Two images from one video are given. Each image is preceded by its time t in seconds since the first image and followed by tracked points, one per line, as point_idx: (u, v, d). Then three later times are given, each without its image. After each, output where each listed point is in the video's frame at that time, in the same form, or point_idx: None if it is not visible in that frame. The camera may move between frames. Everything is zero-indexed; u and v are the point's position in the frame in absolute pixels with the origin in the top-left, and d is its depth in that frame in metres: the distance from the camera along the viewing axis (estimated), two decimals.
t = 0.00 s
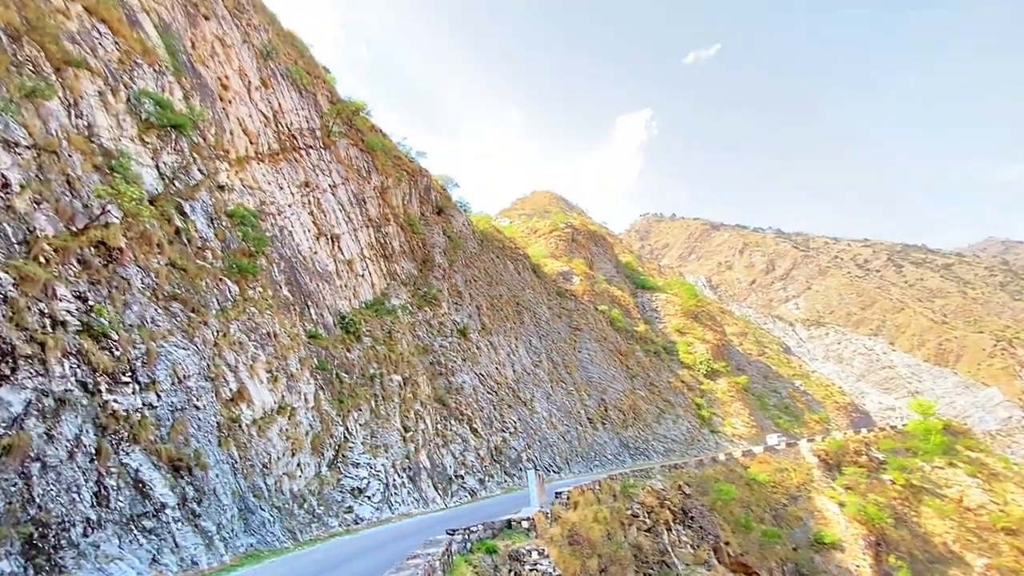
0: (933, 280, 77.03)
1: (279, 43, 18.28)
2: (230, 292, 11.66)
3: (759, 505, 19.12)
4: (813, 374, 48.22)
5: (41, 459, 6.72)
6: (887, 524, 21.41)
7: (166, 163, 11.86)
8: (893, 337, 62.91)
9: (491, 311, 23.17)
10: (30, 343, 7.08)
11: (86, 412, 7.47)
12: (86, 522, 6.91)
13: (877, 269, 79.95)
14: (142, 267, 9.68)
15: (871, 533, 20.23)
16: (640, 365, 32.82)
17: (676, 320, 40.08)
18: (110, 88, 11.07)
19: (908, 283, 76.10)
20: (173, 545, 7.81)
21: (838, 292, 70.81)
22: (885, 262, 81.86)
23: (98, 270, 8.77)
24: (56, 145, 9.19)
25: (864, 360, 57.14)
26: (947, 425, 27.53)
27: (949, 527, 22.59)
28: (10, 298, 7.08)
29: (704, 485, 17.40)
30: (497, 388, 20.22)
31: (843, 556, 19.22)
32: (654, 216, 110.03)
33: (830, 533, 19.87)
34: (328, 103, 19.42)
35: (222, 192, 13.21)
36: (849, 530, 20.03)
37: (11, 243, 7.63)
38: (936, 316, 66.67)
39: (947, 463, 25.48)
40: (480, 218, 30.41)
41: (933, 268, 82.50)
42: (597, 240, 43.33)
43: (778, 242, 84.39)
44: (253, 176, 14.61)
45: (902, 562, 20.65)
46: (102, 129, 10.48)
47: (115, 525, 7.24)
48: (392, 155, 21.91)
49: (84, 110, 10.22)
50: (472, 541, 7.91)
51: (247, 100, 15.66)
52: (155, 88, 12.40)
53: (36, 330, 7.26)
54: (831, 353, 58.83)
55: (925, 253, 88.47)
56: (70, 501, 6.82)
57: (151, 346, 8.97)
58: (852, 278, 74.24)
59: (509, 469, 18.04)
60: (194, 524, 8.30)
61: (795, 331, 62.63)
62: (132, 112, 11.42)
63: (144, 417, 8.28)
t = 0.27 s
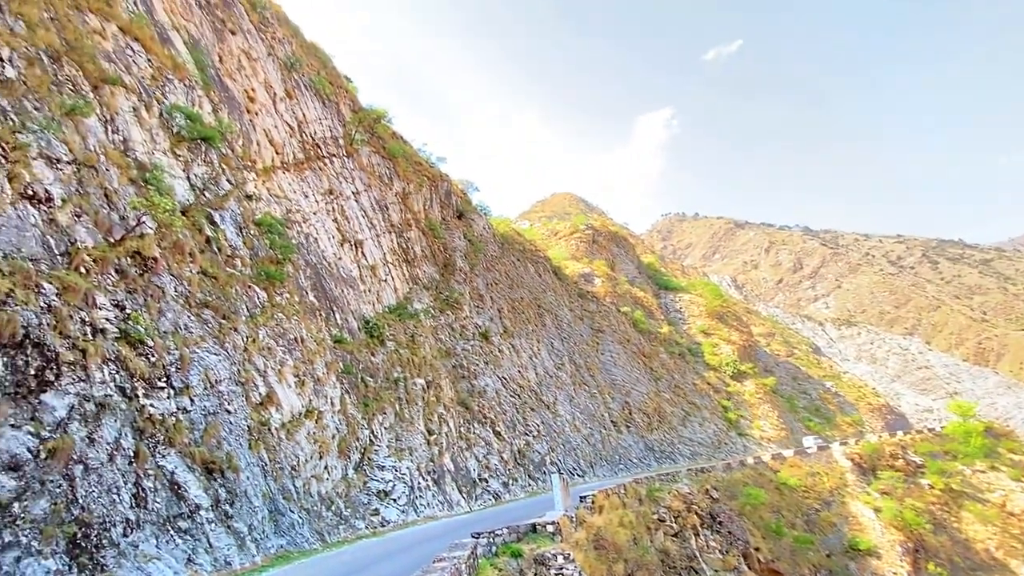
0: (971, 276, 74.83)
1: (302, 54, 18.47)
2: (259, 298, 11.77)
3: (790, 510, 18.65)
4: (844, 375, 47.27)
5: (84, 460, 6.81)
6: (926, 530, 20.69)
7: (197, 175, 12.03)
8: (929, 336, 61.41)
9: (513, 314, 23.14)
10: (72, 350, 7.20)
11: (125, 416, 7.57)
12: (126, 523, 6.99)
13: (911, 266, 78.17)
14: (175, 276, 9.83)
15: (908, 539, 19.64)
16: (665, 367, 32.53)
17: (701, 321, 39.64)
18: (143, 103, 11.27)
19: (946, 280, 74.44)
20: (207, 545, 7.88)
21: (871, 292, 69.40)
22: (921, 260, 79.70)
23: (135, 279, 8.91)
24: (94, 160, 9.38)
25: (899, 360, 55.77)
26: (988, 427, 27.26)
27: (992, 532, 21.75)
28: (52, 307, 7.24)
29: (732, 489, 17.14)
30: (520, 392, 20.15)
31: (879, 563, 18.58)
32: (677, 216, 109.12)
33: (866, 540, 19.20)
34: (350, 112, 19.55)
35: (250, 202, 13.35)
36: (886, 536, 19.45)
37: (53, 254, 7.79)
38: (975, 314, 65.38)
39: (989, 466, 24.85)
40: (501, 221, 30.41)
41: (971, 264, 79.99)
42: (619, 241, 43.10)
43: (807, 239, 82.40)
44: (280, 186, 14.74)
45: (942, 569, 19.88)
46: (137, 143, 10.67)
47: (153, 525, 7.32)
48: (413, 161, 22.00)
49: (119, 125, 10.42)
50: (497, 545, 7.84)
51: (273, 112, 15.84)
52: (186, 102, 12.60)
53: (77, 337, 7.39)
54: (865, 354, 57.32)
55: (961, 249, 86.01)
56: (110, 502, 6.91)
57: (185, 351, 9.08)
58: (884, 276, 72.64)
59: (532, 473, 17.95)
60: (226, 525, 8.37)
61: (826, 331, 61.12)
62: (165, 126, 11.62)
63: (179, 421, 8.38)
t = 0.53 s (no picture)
0: (1001, 271, 72.76)
1: (319, 58, 18.56)
2: (278, 299, 11.84)
3: (812, 510, 18.39)
4: (868, 373, 46.59)
5: (113, 457, 6.88)
6: (953, 531, 20.23)
7: (218, 178, 12.12)
8: (957, 333, 60.13)
9: (529, 313, 23.12)
10: (101, 351, 7.29)
11: (151, 414, 7.63)
12: (153, 518, 7.07)
13: (937, 261, 76.76)
14: (198, 277, 9.92)
15: (935, 541, 19.28)
16: (682, 366, 32.33)
17: (719, 319, 39.31)
18: (166, 108, 11.39)
19: (975, 275, 72.71)
20: (231, 541, 7.93)
21: (895, 287, 67.74)
22: (948, 255, 78.08)
23: (159, 281, 9.00)
24: (119, 164, 9.49)
25: (926, 358, 54.91)
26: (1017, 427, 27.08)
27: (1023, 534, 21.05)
28: (81, 309, 7.33)
29: (751, 489, 16.98)
30: (536, 390, 20.12)
31: (904, 564, 18.20)
32: (694, 213, 108.32)
33: (890, 542, 18.87)
34: (366, 114, 19.60)
35: (269, 204, 13.44)
36: (912, 538, 19.18)
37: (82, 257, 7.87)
38: (1005, 309, 63.35)
39: (1019, 467, 24.47)
40: (516, 220, 30.40)
41: (1002, 258, 77.03)
42: (634, 239, 42.92)
43: (828, 235, 81.05)
44: (298, 188, 14.81)
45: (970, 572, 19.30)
46: (160, 148, 10.77)
47: (179, 521, 7.38)
48: (428, 161, 22.05)
49: (143, 131, 10.53)
50: (514, 543, 7.79)
51: (290, 115, 15.92)
52: (206, 107, 12.71)
53: (105, 338, 7.47)
54: (890, 353, 56.58)
55: (989, 243, 84.05)
56: (138, 498, 6.98)
57: (207, 351, 9.16)
58: (909, 272, 71.28)
59: (549, 472, 17.91)
60: (249, 521, 8.42)
61: (848, 329, 60.27)
62: (186, 131, 11.73)
63: (202, 420, 8.44)
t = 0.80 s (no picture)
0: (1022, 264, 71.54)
1: (329, 53, 18.55)
2: (290, 293, 11.88)
3: (825, 506, 18.30)
4: (883, 368, 46.20)
5: (131, 449, 6.96)
6: (968, 528, 20.08)
7: (230, 174, 12.17)
8: (974, 328, 59.40)
9: (539, 308, 23.12)
10: (118, 344, 7.36)
11: (168, 406, 7.71)
12: (171, 508, 7.14)
13: (954, 254, 75.83)
14: (211, 272, 9.97)
15: (950, 538, 19.25)
16: (693, 360, 32.23)
17: (731, 313, 39.10)
18: (179, 105, 11.45)
19: (995, 268, 71.67)
20: (246, 531, 8.01)
21: (913, 281, 67.01)
22: (966, 248, 77.09)
23: (174, 275, 9.06)
24: (134, 161, 9.55)
25: (942, 353, 54.43)
26: None
27: None
28: (99, 303, 7.40)
29: (763, 484, 16.93)
30: (546, 385, 20.14)
31: (919, 561, 18.18)
32: (705, 206, 107.60)
33: (904, 538, 18.76)
34: (375, 108, 19.59)
35: (281, 199, 13.49)
36: (926, 535, 19.08)
37: (99, 253, 7.94)
38: None
39: None
40: (525, 214, 30.35)
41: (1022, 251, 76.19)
42: (645, 233, 42.74)
43: (841, 228, 80.40)
44: (309, 183, 14.85)
45: (986, 569, 19.26)
46: (173, 145, 10.83)
47: (196, 511, 7.46)
48: (438, 156, 22.03)
49: (157, 127, 10.59)
50: (524, 536, 7.80)
51: (301, 111, 15.95)
52: (218, 103, 12.76)
53: (122, 331, 7.54)
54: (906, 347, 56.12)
55: (1008, 236, 82.83)
56: (156, 488, 7.06)
57: (221, 344, 9.22)
58: (926, 265, 70.46)
59: (559, 465, 17.94)
60: (263, 512, 8.49)
61: (863, 323, 59.77)
62: (199, 127, 11.77)
63: (217, 412, 8.51)
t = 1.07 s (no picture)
0: None
1: (333, 39, 18.46)
2: (297, 282, 11.91)
3: (828, 496, 18.26)
4: (889, 359, 46.02)
5: (141, 434, 7.01)
6: (973, 519, 19.99)
7: (236, 162, 12.17)
8: (984, 319, 59.07)
9: (544, 298, 23.13)
10: (127, 331, 7.41)
11: (177, 393, 7.76)
12: (181, 492, 7.21)
13: (964, 245, 75.20)
14: (218, 260, 9.99)
15: (954, 529, 19.25)
16: (699, 350, 32.21)
17: (737, 303, 38.98)
18: (184, 92, 11.44)
19: (1005, 259, 71.09)
20: (254, 515, 8.09)
21: (921, 272, 66.53)
22: (977, 239, 76.43)
23: (181, 263, 9.09)
24: (140, 149, 9.57)
25: (949, 345, 54.18)
26: None
27: None
28: (108, 291, 7.44)
29: (766, 474, 16.96)
30: (551, 373, 20.17)
31: (922, 551, 18.14)
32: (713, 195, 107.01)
33: (908, 528, 18.71)
34: (380, 96, 19.51)
35: (286, 187, 13.50)
36: (930, 525, 19.04)
37: (107, 240, 7.97)
38: None
39: None
40: (531, 204, 30.28)
41: None
42: (651, 223, 42.59)
43: (849, 218, 79.89)
44: (314, 171, 14.84)
45: (990, 559, 19.23)
46: (179, 132, 10.82)
47: (205, 495, 7.53)
48: (443, 145, 21.95)
49: (163, 115, 10.59)
50: (528, 522, 7.83)
51: (306, 98, 15.91)
52: (223, 91, 12.73)
53: (132, 319, 7.58)
54: (912, 338, 55.89)
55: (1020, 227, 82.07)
56: (166, 473, 7.12)
57: (228, 332, 9.26)
58: (935, 255, 69.92)
59: (564, 454, 18.00)
60: (272, 497, 8.57)
61: (870, 314, 59.51)
62: (204, 115, 11.76)
63: (225, 399, 8.56)
